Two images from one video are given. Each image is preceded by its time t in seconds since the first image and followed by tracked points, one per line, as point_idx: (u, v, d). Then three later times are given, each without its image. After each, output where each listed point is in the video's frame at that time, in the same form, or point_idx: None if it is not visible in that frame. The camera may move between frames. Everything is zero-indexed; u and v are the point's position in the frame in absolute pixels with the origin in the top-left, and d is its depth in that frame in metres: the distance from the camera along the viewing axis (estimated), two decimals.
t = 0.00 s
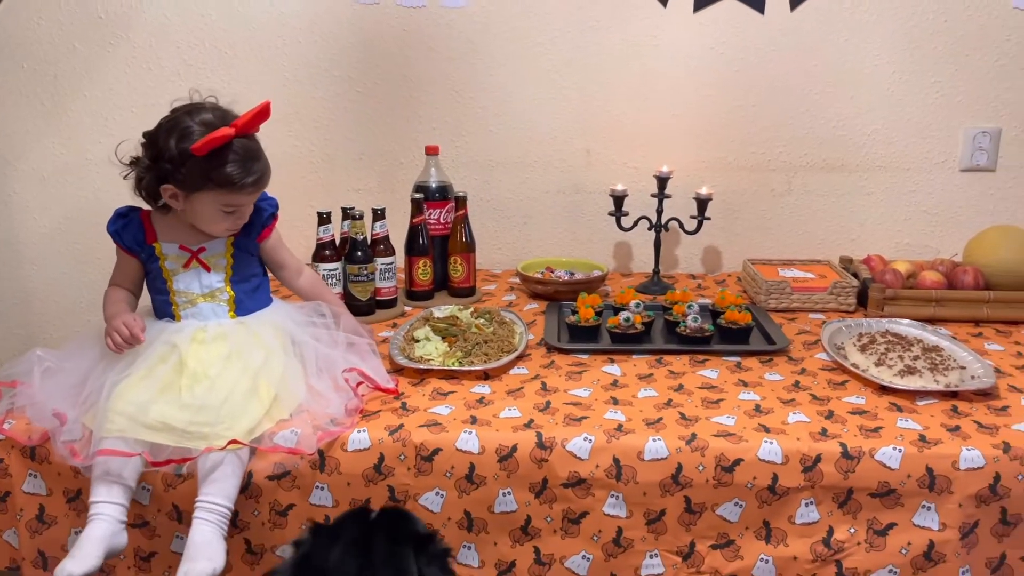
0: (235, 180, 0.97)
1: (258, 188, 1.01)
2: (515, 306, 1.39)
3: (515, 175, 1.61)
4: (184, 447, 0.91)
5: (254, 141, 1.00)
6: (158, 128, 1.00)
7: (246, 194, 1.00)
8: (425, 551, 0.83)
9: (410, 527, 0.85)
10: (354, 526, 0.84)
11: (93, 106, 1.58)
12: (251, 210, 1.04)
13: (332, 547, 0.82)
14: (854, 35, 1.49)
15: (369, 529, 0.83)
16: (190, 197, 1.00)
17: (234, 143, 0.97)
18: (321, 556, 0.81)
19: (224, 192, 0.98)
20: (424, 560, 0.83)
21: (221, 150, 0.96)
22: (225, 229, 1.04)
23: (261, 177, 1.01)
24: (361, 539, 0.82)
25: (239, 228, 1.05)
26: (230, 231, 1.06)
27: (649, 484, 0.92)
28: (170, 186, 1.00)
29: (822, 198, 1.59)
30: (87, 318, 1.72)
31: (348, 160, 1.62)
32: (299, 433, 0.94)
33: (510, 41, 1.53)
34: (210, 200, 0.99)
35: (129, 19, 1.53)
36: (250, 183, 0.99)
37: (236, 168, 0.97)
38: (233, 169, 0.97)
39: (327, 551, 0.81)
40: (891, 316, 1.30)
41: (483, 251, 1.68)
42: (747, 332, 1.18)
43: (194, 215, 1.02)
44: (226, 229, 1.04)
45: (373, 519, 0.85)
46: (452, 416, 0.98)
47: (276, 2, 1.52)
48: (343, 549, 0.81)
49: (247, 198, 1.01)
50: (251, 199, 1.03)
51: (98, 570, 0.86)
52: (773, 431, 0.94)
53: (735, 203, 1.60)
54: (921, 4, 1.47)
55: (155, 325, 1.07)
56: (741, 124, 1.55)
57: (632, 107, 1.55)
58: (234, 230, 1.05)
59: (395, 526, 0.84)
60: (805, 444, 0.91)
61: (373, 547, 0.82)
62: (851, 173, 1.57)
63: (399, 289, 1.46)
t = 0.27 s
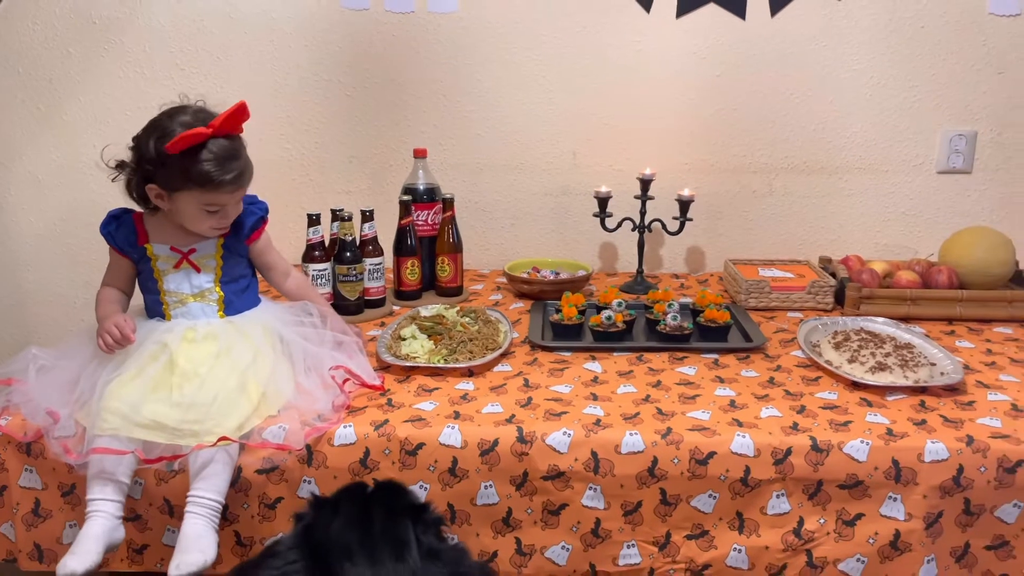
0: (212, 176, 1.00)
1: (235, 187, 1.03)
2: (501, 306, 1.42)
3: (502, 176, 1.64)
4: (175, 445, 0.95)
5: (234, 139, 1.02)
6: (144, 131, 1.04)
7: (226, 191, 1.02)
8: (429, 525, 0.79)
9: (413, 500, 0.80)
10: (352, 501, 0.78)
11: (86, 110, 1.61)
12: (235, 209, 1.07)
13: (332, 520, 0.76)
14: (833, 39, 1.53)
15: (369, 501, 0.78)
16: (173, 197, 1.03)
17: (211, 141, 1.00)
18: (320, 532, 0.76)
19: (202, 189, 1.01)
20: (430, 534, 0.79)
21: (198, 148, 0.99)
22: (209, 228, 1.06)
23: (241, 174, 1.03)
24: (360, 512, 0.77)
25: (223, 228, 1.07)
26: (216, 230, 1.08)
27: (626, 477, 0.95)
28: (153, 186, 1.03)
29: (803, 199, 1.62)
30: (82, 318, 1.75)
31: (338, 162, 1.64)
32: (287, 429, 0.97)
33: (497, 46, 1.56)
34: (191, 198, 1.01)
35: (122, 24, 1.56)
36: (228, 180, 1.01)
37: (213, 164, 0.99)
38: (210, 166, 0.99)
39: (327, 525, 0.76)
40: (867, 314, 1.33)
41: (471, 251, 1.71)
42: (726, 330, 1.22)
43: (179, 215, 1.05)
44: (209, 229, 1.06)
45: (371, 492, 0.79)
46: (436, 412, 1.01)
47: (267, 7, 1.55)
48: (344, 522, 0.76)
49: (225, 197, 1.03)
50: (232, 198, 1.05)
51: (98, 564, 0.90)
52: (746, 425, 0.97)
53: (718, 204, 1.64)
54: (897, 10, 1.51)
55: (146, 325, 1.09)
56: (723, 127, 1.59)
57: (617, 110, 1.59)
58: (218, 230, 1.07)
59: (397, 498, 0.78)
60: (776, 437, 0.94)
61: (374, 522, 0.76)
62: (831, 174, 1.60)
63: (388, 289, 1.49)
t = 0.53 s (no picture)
0: (172, 149, 1.04)
1: (197, 165, 1.05)
2: (487, 303, 1.45)
3: (490, 177, 1.67)
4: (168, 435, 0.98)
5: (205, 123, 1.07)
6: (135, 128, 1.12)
7: (189, 166, 1.05)
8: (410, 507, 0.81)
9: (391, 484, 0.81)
10: (333, 486, 0.79)
11: (82, 111, 1.64)
12: (209, 195, 1.08)
13: (316, 507, 0.78)
14: (812, 43, 1.57)
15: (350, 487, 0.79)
16: (149, 180, 1.08)
17: (178, 120, 1.05)
18: (304, 518, 0.78)
19: (165, 163, 1.04)
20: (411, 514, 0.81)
21: (163, 124, 1.05)
22: (183, 213, 1.08)
23: (206, 152, 1.06)
24: (341, 497, 0.78)
25: (199, 215, 1.10)
26: (195, 218, 1.10)
27: (604, 466, 0.98)
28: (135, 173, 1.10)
29: (784, 199, 1.66)
30: (76, 316, 1.78)
31: (329, 162, 1.68)
32: (275, 421, 1.00)
33: (485, 49, 1.59)
34: (158, 175, 1.05)
35: (117, 27, 1.59)
36: (188, 152, 1.04)
37: (171, 140, 1.04)
38: (170, 138, 1.04)
39: (310, 510, 0.78)
40: (843, 311, 1.37)
41: (460, 250, 1.74)
42: (705, 326, 1.25)
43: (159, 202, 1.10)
44: (182, 214, 1.08)
45: (351, 476, 0.80)
46: (420, 404, 1.05)
47: (259, 11, 1.59)
48: (328, 507, 0.77)
49: (187, 176, 1.06)
50: (201, 181, 1.08)
51: (92, 552, 0.94)
52: (719, 416, 1.00)
53: (701, 204, 1.67)
54: (875, 13, 1.54)
55: (140, 318, 1.12)
56: (705, 128, 1.62)
57: (602, 112, 1.62)
58: (194, 217, 1.09)
59: (377, 482, 0.80)
60: (748, 428, 0.98)
61: (355, 505, 0.78)
62: (811, 174, 1.64)
63: (377, 287, 1.53)
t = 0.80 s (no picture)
0: (166, 137, 1.14)
1: (191, 150, 1.15)
2: (473, 296, 1.52)
3: (476, 176, 1.74)
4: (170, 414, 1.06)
5: (197, 114, 1.17)
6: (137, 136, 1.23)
7: (184, 151, 1.14)
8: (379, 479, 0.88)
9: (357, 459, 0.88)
10: (306, 467, 0.85)
11: (85, 114, 1.71)
12: (206, 180, 1.17)
13: (291, 488, 0.83)
14: (784, 48, 1.64)
15: (321, 465, 0.85)
16: (149, 176, 1.17)
17: (171, 114, 1.15)
18: (282, 499, 0.83)
19: (163, 151, 1.14)
20: (380, 485, 0.88)
21: (157, 119, 1.15)
22: (183, 199, 1.16)
23: (199, 137, 1.15)
24: (315, 476, 0.84)
25: (199, 201, 1.18)
26: (195, 205, 1.18)
27: (577, 445, 1.05)
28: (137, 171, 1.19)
29: (759, 198, 1.73)
30: (78, 311, 1.85)
31: (322, 163, 1.75)
32: (270, 404, 1.08)
33: (471, 54, 1.66)
34: (157, 165, 1.15)
35: (118, 34, 1.66)
36: (182, 138, 1.14)
37: (166, 129, 1.14)
38: (165, 128, 1.13)
39: (287, 492, 0.83)
40: (810, 303, 1.44)
41: (448, 247, 1.81)
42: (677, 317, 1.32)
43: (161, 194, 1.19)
44: (183, 200, 1.17)
45: (321, 454, 0.86)
46: (406, 389, 1.12)
47: (255, 18, 1.66)
48: (303, 488, 0.83)
49: (182, 160, 1.15)
50: (197, 167, 1.17)
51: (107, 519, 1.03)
52: (685, 399, 1.08)
53: (679, 202, 1.74)
54: (843, 20, 1.62)
55: (145, 308, 1.21)
56: (682, 130, 1.69)
57: (583, 114, 1.69)
58: (194, 203, 1.18)
59: (346, 457, 0.86)
60: (711, 409, 1.05)
61: (330, 482, 0.84)
62: (784, 174, 1.71)
63: (368, 282, 1.59)
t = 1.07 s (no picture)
0: (170, 129, 1.21)
1: (193, 140, 1.22)
2: (466, 288, 1.59)
3: (470, 173, 1.81)
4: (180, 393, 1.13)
5: (198, 109, 1.24)
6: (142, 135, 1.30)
7: (187, 141, 1.21)
8: (368, 449, 0.95)
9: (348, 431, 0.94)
10: (301, 438, 0.92)
11: (93, 113, 1.78)
12: (209, 168, 1.24)
13: (290, 456, 0.90)
14: (766, 49, 1.70)
15: (315, 437, 0.92)
16: (155, 168, 1.24)
17: (175, 108, 1.22)
18: (280, 467, 0.89)
19: (168, 143, 1.21)
20: (369, 454, 0.94)
21: (161, 114, 1.22)
22: (188, 187, 1.23)
23: (201, 129, 1.22)
24: (312, 445, 0.91)
25: (203, 189, 1.25)
26: (200, 193, 1.25)
27: (563, 423, 1.12)
28: (144, 166, 1.26)
29: (742, 193, 1.80)
30: (85, 304, 1.91)
31: (322, 160, 1.81)
32: (274, 384, 1.14)
33: (465, 55, 1.73)
34: (163, 157, 1.22)
35: (125, 35, 1.73)
36: (185, 129, 1.21)
37: (169, 121, 1.21)
38: (169, 120, 1.21)
39: (286, 461, 0.89)
40: (789, 293, 1.51)
41: (443, 242, 1.87)
42: (661, 305, 1.39)
43: (167, 185, 1.25)
44: (188, 189, 1.23)
45: (315, 426, 0.93)
46: (402, 370, 1.19)
47: (257, 21, 1.72)
48: (301, 456, 0.89)
49: (186, 150, 1.22)
50: (200, 157, 1.23)
51: (119, 491, 1.09)
52: (665, 380, 1.14)
53: (666, 198, 1.81)
54: (823, 23, 1.69)
55: (155, 296, 1.27)
56: (668, 129, 1.76)
57: (573, 113, 1.76)
58: (199, 190, 1.24)
59: (338, 428, 0.93)
60: (689, 389, 1.11)
61: (325, 452, 0.90)
62: (766, 171, 1.78)
63: (366, 274, 1.65)
